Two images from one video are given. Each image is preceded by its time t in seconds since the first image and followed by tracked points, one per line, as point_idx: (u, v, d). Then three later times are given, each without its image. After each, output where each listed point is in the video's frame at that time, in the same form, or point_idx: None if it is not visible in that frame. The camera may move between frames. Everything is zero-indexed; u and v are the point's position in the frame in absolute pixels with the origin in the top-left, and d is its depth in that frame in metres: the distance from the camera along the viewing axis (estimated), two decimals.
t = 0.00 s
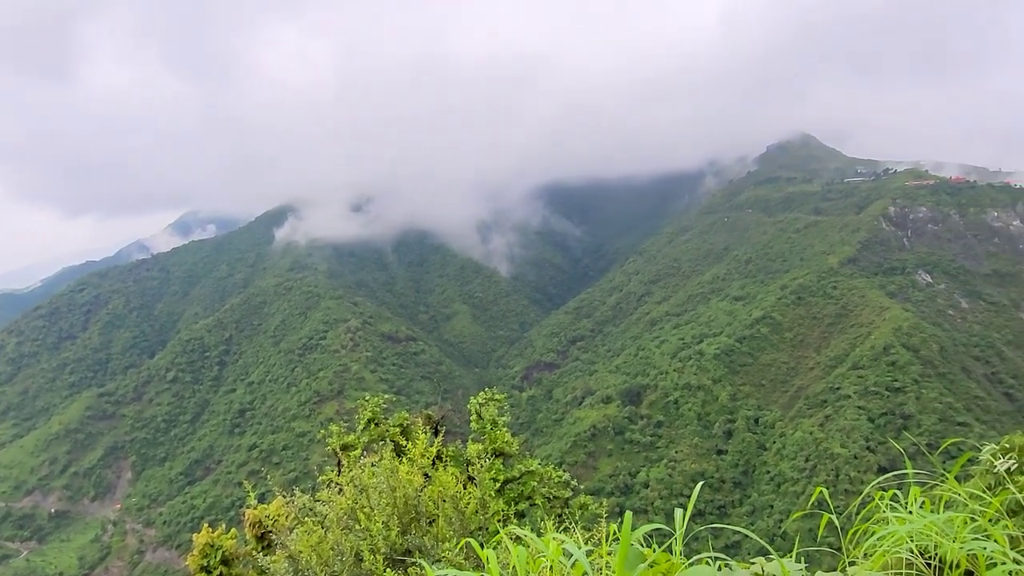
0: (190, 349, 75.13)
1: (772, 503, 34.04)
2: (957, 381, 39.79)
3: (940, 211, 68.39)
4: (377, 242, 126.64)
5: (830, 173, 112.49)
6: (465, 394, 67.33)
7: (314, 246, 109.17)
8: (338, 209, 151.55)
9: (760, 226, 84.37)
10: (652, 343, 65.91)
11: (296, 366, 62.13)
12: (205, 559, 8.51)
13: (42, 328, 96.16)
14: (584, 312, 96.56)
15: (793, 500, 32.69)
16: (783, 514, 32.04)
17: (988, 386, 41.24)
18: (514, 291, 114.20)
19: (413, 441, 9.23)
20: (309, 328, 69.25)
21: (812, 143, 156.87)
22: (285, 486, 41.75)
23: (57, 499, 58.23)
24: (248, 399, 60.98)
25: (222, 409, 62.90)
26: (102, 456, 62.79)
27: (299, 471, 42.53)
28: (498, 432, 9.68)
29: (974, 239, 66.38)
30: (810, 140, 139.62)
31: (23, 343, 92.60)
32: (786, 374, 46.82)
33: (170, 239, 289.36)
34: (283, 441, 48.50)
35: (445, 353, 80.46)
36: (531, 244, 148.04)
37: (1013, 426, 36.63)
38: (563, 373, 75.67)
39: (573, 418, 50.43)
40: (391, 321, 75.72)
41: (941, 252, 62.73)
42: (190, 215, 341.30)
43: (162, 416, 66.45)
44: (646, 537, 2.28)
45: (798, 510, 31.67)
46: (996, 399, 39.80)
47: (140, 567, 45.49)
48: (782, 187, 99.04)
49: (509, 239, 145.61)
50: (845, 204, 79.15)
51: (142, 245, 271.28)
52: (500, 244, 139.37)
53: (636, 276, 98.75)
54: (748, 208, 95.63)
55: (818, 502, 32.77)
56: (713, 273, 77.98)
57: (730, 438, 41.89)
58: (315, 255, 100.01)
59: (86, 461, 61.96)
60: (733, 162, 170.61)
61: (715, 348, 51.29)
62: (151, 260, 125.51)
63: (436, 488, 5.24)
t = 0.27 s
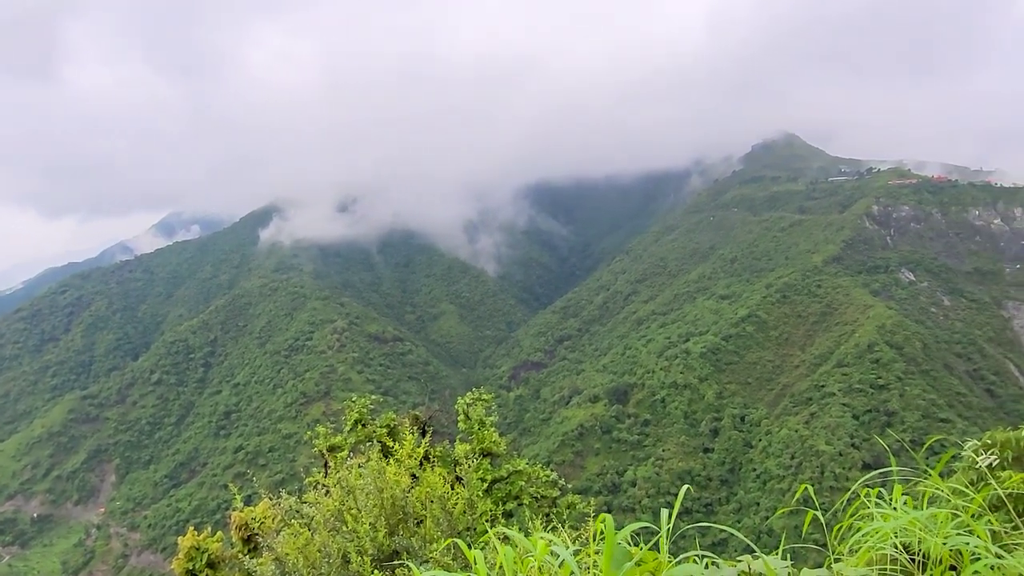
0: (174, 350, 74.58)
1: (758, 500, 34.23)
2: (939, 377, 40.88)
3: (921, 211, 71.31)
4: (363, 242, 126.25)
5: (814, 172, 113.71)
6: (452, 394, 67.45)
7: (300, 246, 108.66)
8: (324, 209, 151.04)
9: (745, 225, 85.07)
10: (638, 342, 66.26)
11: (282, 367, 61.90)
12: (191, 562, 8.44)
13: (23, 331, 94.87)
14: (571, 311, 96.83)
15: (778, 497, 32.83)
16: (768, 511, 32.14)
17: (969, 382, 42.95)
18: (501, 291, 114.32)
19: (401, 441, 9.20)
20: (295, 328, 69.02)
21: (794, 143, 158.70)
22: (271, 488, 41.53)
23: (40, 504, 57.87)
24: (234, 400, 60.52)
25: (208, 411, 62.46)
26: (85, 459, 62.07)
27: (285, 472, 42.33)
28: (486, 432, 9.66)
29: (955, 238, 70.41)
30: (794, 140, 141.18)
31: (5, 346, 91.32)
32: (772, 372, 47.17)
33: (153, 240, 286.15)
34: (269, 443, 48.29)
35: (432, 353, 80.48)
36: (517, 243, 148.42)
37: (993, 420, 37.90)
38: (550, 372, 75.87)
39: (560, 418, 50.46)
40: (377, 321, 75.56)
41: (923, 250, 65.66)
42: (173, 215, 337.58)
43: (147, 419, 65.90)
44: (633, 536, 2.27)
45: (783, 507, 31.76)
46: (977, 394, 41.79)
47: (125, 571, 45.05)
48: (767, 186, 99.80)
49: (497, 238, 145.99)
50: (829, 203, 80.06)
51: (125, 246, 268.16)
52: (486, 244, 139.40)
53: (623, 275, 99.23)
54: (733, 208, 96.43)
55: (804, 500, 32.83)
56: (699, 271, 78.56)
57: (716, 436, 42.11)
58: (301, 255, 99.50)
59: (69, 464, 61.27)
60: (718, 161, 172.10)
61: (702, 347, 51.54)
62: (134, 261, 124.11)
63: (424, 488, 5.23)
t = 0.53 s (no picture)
0: (158, 351, 74.01)
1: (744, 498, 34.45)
2: (922, 375, 41.44)
3: (906, 210, 71.44)
4: (350, 241, 125.87)
5: (799, 172, 114.70)
6: (440, 394, 67.48)
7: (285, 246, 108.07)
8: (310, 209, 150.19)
9: (731, 224, 85.70)
10: (625, 341, 66.60)
11: (268, 368, 61.69)
12: (176, 565, 8.33)
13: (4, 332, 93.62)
14: (558, 311, 97.08)
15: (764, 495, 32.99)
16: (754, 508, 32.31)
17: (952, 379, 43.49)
18: (488, 291, 114.39)
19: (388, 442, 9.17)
20: (280, 329, 68.79)
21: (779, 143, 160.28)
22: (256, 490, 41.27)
23: (21, 507, 57.21)
24: (219, 402, 60.13)
25: (192, 412, 62.04)
26: (68, 462, 61.37)
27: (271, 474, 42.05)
28: (473, 432, 9.63)
29: (937, 236, 70.66)
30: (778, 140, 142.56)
31: None
32: (758, 371, 47.59)
33: (137, 240, 283.46)
34: (255, 444, 48.02)
35: (419, 354, 80.43)
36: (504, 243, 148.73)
37: (975, 418, 38.57)
38: (537, 372, 75.99)
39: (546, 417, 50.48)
40: (364, 321, 75.36)
41: (906, 249, 66.25)
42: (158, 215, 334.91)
43: (131, 420, 65.40)
44: (619, 534, 2.27)
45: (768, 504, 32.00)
46: (959, 392, 42.32)
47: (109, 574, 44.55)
48: (752, 186, 100.63)
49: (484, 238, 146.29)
50: (814, 202, 80.87)
51: (107, 246, 265.42)
52: (473, 244, 139.38)
53: (610, 275, 99.62)
54: (719, 207, 97.11)
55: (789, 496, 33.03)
56: (685, 271, 79.06)
57: (703, 434, 42.30)
58: (286, 255, 98.99)
59: (51, 467, 60.57)
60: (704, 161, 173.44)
61: (688, 345, 51.76)
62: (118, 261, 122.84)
63: (411, 488, 5.21)
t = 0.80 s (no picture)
0: (143, 354, 73.83)
1: (731, 496, 34.67)
2: (906, 373, 41.84)
3: (889, 210, 72.83)
4: (336, 242, 125.66)
5: (784, 172, 115.78)
6: (428, 394, 67.53)
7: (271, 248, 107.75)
8: (297, 210, 149.90)
9: (717, 225, 86.31)
10: (613, 341, 66.97)
11: (254, 370, 61.51)
12: (161, 568, 8.19)
13: None
14: (546, 311, 97.50)
15: (751, 494, 33.23)
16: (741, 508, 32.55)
17: (935, 377, 43.93)
18: (475, 292, 114.40)
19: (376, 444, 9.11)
20: (266, 331, 68.64)
21: (764, 143, 161.91)
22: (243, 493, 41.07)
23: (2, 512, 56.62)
24: (204, 405, 59.81)
25: (178, 415, 61.77)
26: (51, 466, 60.76)
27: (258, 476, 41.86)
28: (462, 432, 9.64)
29: (920, 235, 71.83)
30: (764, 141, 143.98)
31: None
32: (744, 370, 48.01)
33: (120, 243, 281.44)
34: (241, 447, 47.82)
35: (407, 355, 80.54)
36: (491, 244, 149.23)
37: (957, 415, 39.08)
38: (525, 372, 76.05)
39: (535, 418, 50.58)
40: (351, 322, 75.22)
41: (890, 249, 67.07)
42: (141, 217, 331.66)
43: (116, 425, 65.19)
44: (610, 535, 2.26)
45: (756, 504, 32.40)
46: (942, 389, 42.83)
47: None
48: (738, 186, 101.46)
49: (471, 239, 146.77)
50: (799, 202, 81.66)
51: (91, 249, 263.14)
52: (461, 244, 139.52)
53: (597, 275, 100.04)
54: (705, 208, 97.76)
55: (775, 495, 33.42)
56: (671, 271, 79.51)
57: (690, 434, 42.55)
58: (272, 257, 98.54)
59: (34, 471, 59.95)
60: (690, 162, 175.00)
61: (675, 345, 52.17)
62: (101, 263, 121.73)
63: (399, 491, 5.19)
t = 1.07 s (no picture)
0: (127, 355, 73.27)
1: (718, 496, 35.11)
2: (890, 372, 42.19)
3: (873, 210, 73.41)
4: (323, 243, 125.29)
5: (770, 173, 116.88)
6: (415, 395, 67.58)
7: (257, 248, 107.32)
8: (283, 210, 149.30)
9: (703, 225, 86.91)
10: (600, 342, 67.35)
11: (240, 372, 61.34)
12: (147, 571, 8.14)
13: None
14: (533, 312, 97.87)
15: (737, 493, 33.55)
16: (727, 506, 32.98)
17: (918, 377, 44.48)
18: (463, 292, 114.45)
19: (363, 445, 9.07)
20: (252, 332, 68.44)
21: (750, 144, 163.48)
22: (229, 496, 40.88)
23: None
24: (189, 406, 59.48)
25: (162, 417, 61.46)
26: (33, 469, 60.10)
27: (243, 479, 41.63)
28: (449, 433, 9.62)
29: (903, 236, 72.72)
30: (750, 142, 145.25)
31: None
32: (731, 370, 48.43)
33: (103, 243, 278.53)
34: (227, 449, 47.62)
35: (394, 356, 80.56)
36: (478, 245, 149.58)
37: (940, 414, 39.54)
38: (512, 373, 76.17)
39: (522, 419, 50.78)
40: (338, 323, 75.19)
41: (874, 249, 67.81)
42: (124, 218, 328.85)
43: (99, 426, 64.49)
44: (597, 538, 2.27)
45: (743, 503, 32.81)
46: (925, 388, 43.28)
47: None
48: (723, 187, 102.26)
49: (458, 239, 147.09)
50: (785, 203, 82.41)
51: (73, 249, 260.16)
52: (448, 245, 139.90)
53: (584, 275, 100.48)
54: (691, 208, 98.39)
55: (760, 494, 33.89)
56: (658, 271, 79.95)
57: (677, 434, 42.81)
58: (257, 258, 98.11)
59: (16, 475, 59.26)
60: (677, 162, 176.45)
61: (662, 345, 52.58)
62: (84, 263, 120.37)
63: (387, 492, 5.17)
